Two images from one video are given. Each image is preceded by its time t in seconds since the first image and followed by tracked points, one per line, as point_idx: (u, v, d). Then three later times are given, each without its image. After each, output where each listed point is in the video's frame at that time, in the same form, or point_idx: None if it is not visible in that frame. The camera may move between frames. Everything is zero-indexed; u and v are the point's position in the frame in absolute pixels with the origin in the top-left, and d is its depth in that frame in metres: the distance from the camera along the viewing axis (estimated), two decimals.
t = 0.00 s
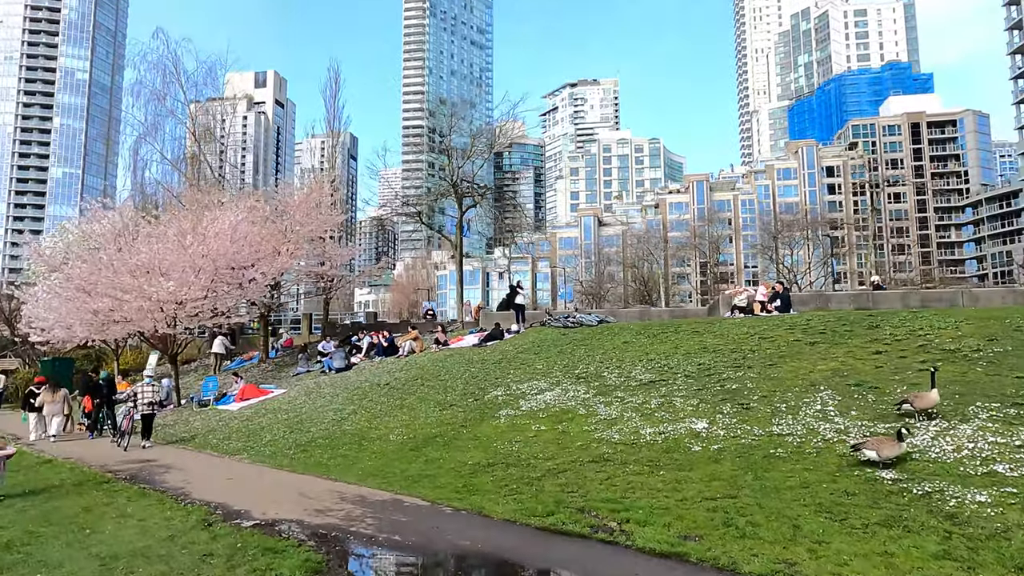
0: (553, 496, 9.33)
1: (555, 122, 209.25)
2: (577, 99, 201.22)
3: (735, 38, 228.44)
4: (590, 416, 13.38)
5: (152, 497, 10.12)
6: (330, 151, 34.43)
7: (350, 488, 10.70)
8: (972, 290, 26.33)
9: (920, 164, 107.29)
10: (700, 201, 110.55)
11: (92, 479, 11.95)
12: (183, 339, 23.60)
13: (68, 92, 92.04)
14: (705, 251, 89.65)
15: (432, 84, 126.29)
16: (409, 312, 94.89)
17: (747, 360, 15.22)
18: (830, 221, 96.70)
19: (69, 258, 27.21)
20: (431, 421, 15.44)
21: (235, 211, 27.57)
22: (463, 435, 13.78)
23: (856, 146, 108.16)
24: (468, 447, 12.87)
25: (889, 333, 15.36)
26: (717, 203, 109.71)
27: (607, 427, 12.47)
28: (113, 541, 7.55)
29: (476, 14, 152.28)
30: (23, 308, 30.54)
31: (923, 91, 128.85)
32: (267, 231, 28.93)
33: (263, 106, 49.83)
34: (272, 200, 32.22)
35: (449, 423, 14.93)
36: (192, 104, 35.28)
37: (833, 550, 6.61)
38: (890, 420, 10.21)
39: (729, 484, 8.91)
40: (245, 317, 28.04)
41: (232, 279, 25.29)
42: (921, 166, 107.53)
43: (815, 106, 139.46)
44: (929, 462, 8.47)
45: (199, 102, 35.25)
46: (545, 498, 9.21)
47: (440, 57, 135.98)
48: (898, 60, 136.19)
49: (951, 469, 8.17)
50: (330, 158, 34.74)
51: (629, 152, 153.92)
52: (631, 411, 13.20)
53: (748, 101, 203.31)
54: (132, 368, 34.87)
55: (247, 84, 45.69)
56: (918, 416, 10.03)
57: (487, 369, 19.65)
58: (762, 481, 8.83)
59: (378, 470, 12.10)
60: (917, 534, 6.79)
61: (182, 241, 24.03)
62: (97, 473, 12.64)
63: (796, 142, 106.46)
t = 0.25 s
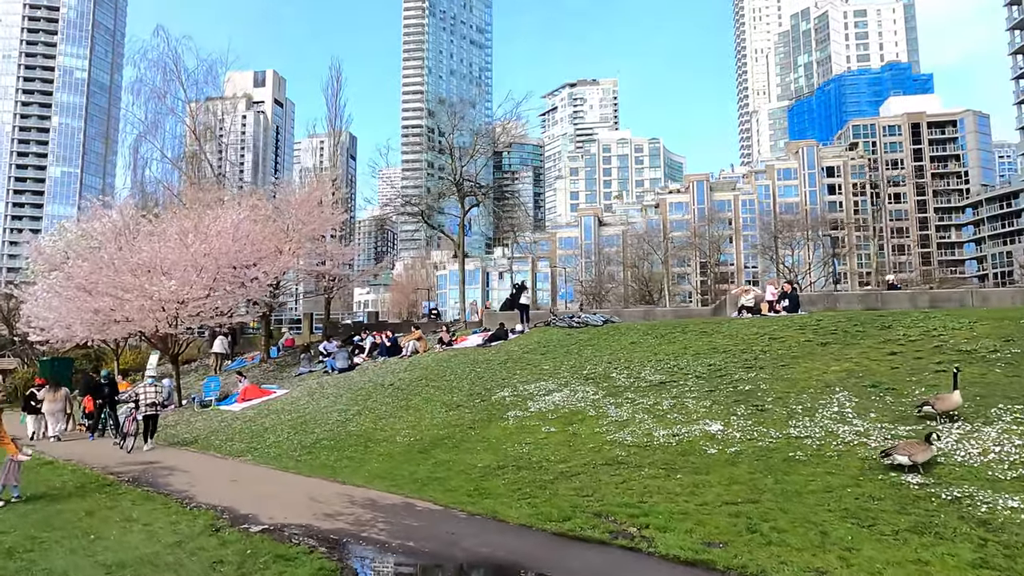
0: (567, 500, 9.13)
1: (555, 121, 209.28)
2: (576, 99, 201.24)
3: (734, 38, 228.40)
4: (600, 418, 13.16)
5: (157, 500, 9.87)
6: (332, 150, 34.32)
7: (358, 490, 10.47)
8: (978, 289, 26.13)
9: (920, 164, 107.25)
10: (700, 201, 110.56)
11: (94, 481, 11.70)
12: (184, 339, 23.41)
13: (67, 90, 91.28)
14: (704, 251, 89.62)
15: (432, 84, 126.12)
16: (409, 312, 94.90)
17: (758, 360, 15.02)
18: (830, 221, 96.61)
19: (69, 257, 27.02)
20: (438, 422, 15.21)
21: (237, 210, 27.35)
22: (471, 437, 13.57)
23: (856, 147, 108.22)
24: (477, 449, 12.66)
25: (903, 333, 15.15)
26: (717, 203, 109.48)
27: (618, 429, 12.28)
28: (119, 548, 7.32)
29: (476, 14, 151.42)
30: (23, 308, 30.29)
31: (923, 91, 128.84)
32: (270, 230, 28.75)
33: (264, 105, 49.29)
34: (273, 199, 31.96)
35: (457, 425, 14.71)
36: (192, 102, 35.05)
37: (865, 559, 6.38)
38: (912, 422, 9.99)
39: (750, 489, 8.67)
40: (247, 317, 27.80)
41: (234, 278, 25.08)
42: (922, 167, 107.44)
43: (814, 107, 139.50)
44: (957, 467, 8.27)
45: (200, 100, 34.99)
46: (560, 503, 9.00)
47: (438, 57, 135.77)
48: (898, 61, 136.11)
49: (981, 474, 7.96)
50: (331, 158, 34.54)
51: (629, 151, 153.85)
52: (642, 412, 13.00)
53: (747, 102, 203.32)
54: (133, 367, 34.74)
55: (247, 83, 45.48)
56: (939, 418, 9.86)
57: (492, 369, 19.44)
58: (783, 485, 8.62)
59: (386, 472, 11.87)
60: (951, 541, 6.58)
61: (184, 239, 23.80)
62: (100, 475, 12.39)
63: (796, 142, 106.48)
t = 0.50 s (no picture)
0: (583, 503, 8.89)
1: (554, 122, 209.25)
2: (576, 99, 201.02)
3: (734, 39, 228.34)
4: (612, 419, 12.93)
5: (161, 503, 9.60)
6: (334, 149, 34.07)
7: (367, 493, 10.23)
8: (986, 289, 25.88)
9: (921, 164, 107.14)
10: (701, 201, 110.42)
11: (96, 483, 11.44)
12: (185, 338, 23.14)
13: (66, 90, 91.07)
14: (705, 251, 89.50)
15: (432, 84, 126.06)
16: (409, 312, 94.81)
17: (771, 360, 14.79)
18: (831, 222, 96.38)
19: (70, 256, 26.77)
20: (446, 423, 14.96)
21: (239, 209, 27.10)
22: (480, 437, 13.33)
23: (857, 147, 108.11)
24: (487, 450, 12.42)
25: (917, 333, 14.93)
26: (718, 203, 109.38)
27: (631, 430, 12.04)
28: (126, 552, 7.08)
29: (476, 14, 151.22)
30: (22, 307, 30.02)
31: (923, 92, 128.75)
32: (272, 228, 28.50)
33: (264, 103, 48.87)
34: (275, 198, 31.67)
35: (465, 426, 14.46)
36: (193, 100, 34.74)
37: (901, 565, 6.16)
38: (936, 424, 9.76)
39: (774, 492, 8.43)
40: (248, 316, 27.51)
41: (236, 276, 24.83)
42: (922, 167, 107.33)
43: (815, 107, 139.43)
44: (987, 469, 8.05)
45: (200, 99, 34.74)
46: (577, 506, 8.75)
47: (438, 57, 135.66)
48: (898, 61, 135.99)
49: (1014, 478, 7.73)
50: (333, 156, 34.28)
51: (629, 152, 153.79)
52: (655, 412, 12.77)
53: (747, 103, 203.25)
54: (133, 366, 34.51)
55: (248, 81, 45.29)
56: (964, 419, 9.63)
57: (499, 369, 19.21)
58: (807, 488, 8.37)
59: (395, 474, 11.61)
60: (990, 548, 6.36)
61: (185, 237, 23.55)
62: (101, 476, 12.14)
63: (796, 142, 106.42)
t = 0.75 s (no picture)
0: (604, 510, 8.65)
1: (554, 122, 209.08)
2: (576, 99, 200.77)
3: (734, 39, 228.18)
4: (627, 421, 12.67)
5: (169, 508, 9.32)
6: (337, 147, 33.78)
7: (380, 498, 9.96)
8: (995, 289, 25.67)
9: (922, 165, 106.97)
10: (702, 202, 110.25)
11: (102, 486, 11.17)
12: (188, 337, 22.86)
13: (65, 88, 90.68)
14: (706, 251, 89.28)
15: (432, 83, 125.81)
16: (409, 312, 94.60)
17: (786, 362, 14.54)
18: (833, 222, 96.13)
19: (71, 255, 26.49)
20: (455, 425, 14.68)
21: (242, 207, 26.81)
22: (492, 440, 13.08)
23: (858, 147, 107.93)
24: (499, 453, 12.17)
25: (935, 334, 14.69)
26: (719, 203, 109.18)
27: (647, 433, 11.78)
28: (136, 560, 6.84)
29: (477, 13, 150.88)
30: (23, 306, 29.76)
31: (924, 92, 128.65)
32: (276, 227, 28.25)
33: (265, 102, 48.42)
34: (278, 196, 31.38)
35: (475, 428, 14.20)
36: (195, 98, 34.34)
37: None
38: (964, 429, 9.53)
39: (802, 498, 8.19)
40: (252, 316, 27.24)
41: (239, 275, 24.54)
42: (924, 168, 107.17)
43: (816, 107, 139.28)
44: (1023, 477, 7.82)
45: (201, 97, 34.33)
46: (598, 512, 8.50)
47: (438, 56, 135.39)
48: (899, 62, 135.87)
49: None
50: (336, 154, 34.00)
51: (630, 152, 153.69)
52: (671, 415, 12.52)
53: (747, 103, 203.11)
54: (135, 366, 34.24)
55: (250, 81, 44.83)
56: (992, 424, 9.39)
57: (507, 370, 18.95)
58: (836, 494, 8.12)
59: (407, 478, 11.36)
60: None
61: (188, 236, 23.25)
62: (105, 479, 11.84)
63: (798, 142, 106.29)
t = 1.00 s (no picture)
0: (628, 511, 8.43)
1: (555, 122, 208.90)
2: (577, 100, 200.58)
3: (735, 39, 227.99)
4: (643, 421, 12.47)
5: (180, 509, 9.07)
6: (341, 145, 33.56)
7: (395, 500, 9.74)
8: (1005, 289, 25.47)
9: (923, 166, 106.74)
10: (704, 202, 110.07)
11: (109, 487, 10.94)
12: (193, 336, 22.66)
13: (66, 88, 90.47)
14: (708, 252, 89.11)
15: (433, 83, 125.54)
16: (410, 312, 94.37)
17: (803, 361, 14.31)
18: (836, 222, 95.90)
19: (74, 254, 26.26)
20: (467, 425, 14.45)
21: (247, 205, 26.58)
22: (505, 440, 12.86)
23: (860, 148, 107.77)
24: (514, 453, 11.94)
25: (954, 334, 14.47)
26: (721, 203, 109.02)
27: (666, 433, 11.56)
28: (150, 564, 6.61)
29: (478, 13, 150.75)
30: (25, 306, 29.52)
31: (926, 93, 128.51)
32: (281, 225, 28.04)
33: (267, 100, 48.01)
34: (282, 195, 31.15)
35: (487, 428, 13.98)
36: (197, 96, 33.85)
37: None
38: (994, 430, 9.32)
39: (833, 500, 7.98)
40: (256, 315, 27.00)
41: (244, 274, 24.29)
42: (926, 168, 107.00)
43: (817, 108, 139.10)
44: None
45: (204, 95, 33.85)
46: (621, 514, 8.29)
47: (439, 56, 135.20)
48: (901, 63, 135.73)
49: None
50: (340, 152, 33.76)
51: (631, 152, 153.55)
52: (689, 414, 12.31)
53: (748, 103, 202.87)
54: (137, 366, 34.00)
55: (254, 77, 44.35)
56: None
57: (516, 369, 18.73)
58: (867, 496, 7.91)
59: (421, 478, 11.14)
60: None
61: (193, 234, 23.02)
62: (112, 480, 11.61)
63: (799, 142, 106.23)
